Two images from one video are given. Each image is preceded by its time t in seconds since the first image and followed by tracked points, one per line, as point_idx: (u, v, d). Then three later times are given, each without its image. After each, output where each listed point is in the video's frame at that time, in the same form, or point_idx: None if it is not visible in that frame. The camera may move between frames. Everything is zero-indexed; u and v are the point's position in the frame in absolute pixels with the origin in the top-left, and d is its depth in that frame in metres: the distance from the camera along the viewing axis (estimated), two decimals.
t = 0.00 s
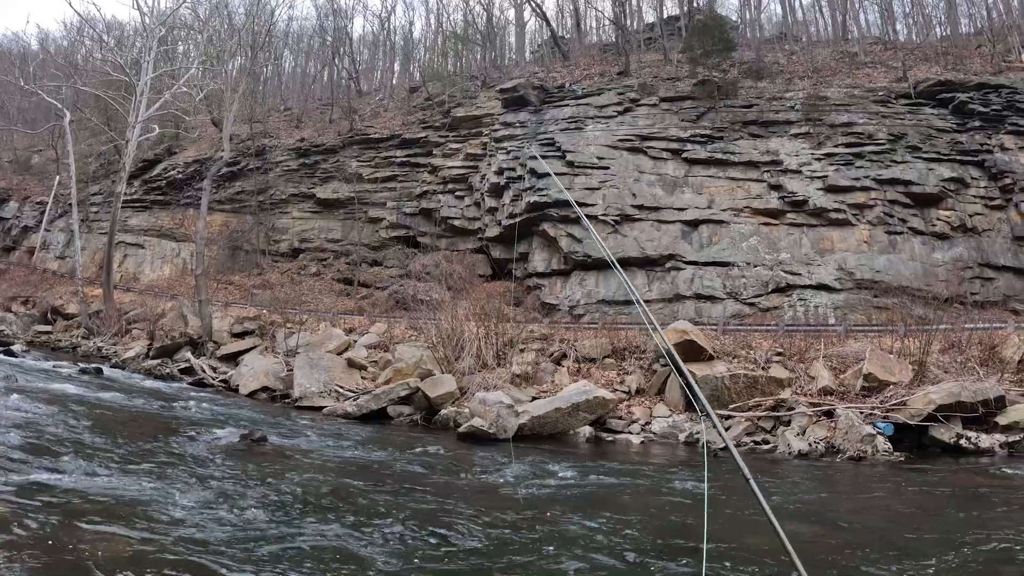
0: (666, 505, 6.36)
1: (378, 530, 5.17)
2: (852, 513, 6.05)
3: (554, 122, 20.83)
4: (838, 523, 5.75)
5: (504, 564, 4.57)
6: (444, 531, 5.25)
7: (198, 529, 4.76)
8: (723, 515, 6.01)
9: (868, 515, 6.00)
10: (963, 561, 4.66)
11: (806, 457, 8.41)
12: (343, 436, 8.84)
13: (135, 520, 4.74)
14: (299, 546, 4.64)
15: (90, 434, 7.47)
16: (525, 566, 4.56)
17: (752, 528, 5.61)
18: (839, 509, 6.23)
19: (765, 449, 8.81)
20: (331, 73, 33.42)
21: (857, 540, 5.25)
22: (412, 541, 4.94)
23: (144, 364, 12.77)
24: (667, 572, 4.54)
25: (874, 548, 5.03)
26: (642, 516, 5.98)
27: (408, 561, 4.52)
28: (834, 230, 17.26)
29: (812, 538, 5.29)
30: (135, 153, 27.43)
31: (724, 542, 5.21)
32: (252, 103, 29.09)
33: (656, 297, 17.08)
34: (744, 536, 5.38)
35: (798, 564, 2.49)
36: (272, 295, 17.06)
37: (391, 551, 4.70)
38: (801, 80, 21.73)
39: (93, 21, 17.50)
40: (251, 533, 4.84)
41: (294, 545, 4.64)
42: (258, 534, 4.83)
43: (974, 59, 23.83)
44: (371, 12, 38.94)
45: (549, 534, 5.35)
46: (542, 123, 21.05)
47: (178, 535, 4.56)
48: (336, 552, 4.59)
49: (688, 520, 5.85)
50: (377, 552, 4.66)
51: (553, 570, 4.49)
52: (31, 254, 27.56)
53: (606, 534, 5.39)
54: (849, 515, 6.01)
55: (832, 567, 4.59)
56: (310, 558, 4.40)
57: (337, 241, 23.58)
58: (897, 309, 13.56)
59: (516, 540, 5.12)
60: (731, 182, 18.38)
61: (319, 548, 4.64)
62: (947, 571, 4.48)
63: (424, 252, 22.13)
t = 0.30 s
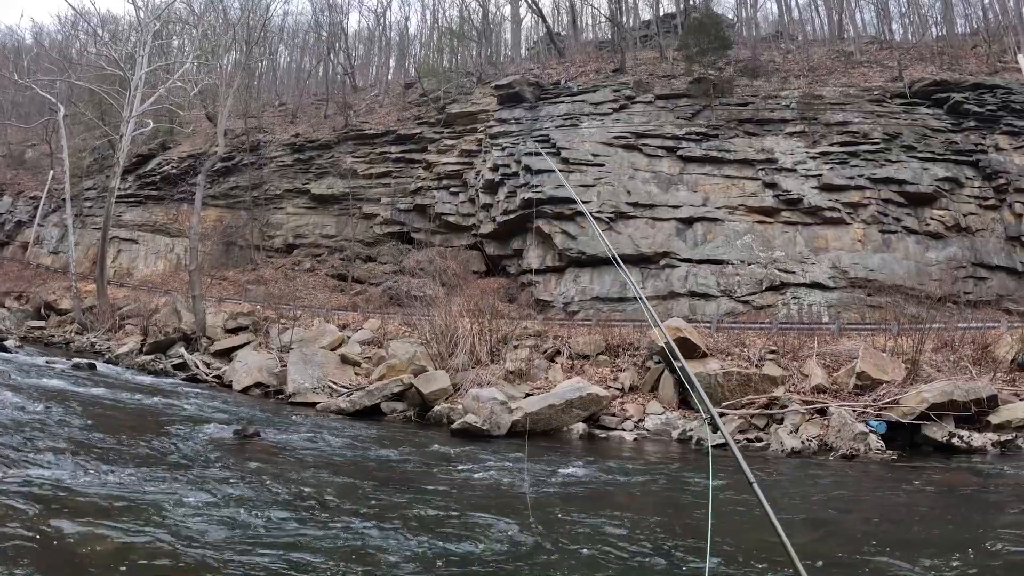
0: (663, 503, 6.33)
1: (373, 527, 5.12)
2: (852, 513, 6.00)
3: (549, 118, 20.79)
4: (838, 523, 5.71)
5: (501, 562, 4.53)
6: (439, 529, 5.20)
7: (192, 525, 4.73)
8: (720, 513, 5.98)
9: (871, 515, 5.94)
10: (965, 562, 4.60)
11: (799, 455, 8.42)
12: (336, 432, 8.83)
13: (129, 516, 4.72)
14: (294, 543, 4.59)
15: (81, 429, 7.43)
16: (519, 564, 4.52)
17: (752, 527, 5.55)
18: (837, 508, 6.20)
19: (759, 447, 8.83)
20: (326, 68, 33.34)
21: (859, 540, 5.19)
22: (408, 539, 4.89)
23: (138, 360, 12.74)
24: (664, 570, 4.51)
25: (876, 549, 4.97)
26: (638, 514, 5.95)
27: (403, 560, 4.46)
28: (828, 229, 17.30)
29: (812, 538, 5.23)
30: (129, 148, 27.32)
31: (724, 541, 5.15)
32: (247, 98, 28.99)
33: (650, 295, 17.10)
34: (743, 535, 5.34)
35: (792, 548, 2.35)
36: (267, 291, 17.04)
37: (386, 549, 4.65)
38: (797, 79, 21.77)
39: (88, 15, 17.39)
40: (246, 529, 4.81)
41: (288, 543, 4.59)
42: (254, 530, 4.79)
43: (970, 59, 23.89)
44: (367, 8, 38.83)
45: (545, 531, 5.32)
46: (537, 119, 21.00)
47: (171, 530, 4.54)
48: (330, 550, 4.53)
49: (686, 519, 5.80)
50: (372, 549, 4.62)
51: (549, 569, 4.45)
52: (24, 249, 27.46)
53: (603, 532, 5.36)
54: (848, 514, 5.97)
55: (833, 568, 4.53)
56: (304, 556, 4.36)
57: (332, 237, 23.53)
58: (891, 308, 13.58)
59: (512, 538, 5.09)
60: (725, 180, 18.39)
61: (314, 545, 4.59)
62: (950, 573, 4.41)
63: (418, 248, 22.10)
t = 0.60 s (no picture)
0: (654, 499, 6.30)
1: (362, 523, 5.06)
2: (847, 512, 5.98)
3: (540, 114, 20.75)
4: (832, 522, 5.66)
5: (494, 560, 4.47)
6: (430, 525, 5.14)
7: (179, 520, 4.66)
8: (711, 511, 5.95)
9: (865, 514, 5.90)
10: (964, 562, 4.56)
11: (786, 452, 8.46)
12: (324, 426, 8.79)
13: (114, 511, 4.64)
14: (283, 540, 4.52)
15: (65, 422, 7.37)
16: (509, 560, 4.49)
17: (746, 526, 5.51)
18: (829, 507, 6.17)
19: (746, 444, 8.86)
20: (317, 61, 33.19)
21: (855, 540, 5.14)
22: (399, 537, 4.81)
23: (126, 353, 12.66)
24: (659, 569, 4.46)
25: (873, 549, 4.91)
26: (626, 510, 5.93)
27: (395, 558, 4.38)
28: (818, 227, 17.36)
29: (806, 537, 5.18)
30: (119, 140, 27.12)
31: (719, 540, 5.09)
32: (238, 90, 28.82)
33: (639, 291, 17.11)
34: (738, 534, 5.28)
35: (782, 551, 2.22)
36: (256, 284, 16.96)
37: (377, 546, 4.57)
38: (788, 78, 21.83)
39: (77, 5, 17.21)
40: (235, 525, 4.73)
41: (277, 540, 4.52)
42: (243, 527, 4.72)
43: (961, 61, 24.01)
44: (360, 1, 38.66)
45: (536, 528, 5.27)
46: (528, 115, 20.95)
47: (158, 525, 4.46)
48: (321, 547, 4.45)
49: (680, 517, 5.75)
50: (363, 546, 4.54)
51: (542, 567, 4.39)
52: (12, 241, 27.23)
53: (594, 529, 5.31)
54: (842, 512, 5.94)
55: (830, 568, 4.47)
56: (294, 553, 4.28)
57: (322, 231, 23.45)
58: (879, 307, 13.63)
59: (504, 535, 5.03)
60: (716, 177, 18.43)
61: (304, 542, 4.52)
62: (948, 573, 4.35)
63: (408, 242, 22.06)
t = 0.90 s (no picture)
0: (647, 498, 6.26)
1: (352, 520, 4.98)
2: (845, 511, 5.96)
3: (530, 110, 20.75)
4: (831, 521, 5.64)
5: (487, 559, 4.39)
6: (419, 523, 5.08)
7: (165, 516, 4.57)
8: (704, 509, 5.90)
9: (859, 513, 5.87)
10: (970, 561, 4.55)
11: (771, 450, 8.50)
12: (310, 421, 8.75)
13: (98, 506, 4.54)
14: (272, 537, 4.44)
15: (46, 414, 7.31)
16: (491, 555, 4.47)
17: (737, 525, 5.47)
18: (821, 506, 6.14)
19: (733, 441, 8.92)
20: (308, 54, 33.06)
21: (854, 539, 5.09)
22: (391, 534, 4.73)
23: (112, 346, 12.58)
24: (654, 566, 4.41)
25: (873, 549, 4.86)
26: (609, 506, 5.92)
27: (389, 556, 4.30)
28: (806, 227, 17.44)
29: (806, 537, 5.13)
30: (107, 131, 26.92)
31: (717, 538, 5.04)
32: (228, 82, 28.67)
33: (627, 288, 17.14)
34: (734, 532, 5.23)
35: (788, 564, 2.17)
36: (243, 277, 16.87)
37: (368, 543, 4.50)
38: (778, 78, 21.93)
39: None
40: (221, 521, 4.65)
41: (267, 536, 4.45)
42: (229, 523, 4.63)
43: (951, 63, 24.19)
44: None
45: (529, 526, 5.21)
46: (517, 110, 20.93)
47: (143, 522, 4.38)
48: (313, 545, 4.37)
49: (676, 517, 5.68)
50: (353, 543, 4.47)
51: (534, 564, 4.34)
52: None
53: (587, 527, 5.25)
54: (839, 512, 5.91)
55: (837, 568, 4.41)
56: (284, 551, 4.19)
57: (311, 224, 23.35)
58: (865, 306, 13.68)
59: (496, 532, 4.99)
60: (705, 176, 18.47)
61: (294, 539, 4.43)
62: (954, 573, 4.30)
63: (396, 237, 22.00)
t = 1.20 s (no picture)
0: (643, 496, 6.23)
1: (342, 518, 4.91)
2: (845, 510, 5.97)
3: (518, 106, 20.75)
4: (834, 520, 5.64)
5: (482, 558, 4.33)
6: (410, 521, 5.01)
7: (149, 512, 4.50)
8: (694, 508, 5.89)
9: (865, 514, 5.83)
10: (978, 559, 4.56)
11: (756, 448, 8.55)
12: (295, 416, 8.70)
13: (82, 502, 4.46)
14: (262, 535, 4.36)
15: (25, 408, 7.23)
16: (476, 551, 4.46)
17: (722, 521, 5.48)
18: (821, 504, 6.15)
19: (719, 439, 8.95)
20: (295, 47, 32.88)
21: (861, 540, 5.04)
22: (386, 534, 4.65)
23: (96, 341, 12.46)
24: (648, 565, 4.37)
25: (882, 549, 4.83)
26: (593, 503, 5.93)
27: (383, 556, 4.21)
28: (793, 226, 17.52)
29: (811, 536, 5.13)
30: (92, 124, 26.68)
31: (723, 539, 4.96)
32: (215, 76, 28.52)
33: (614, 285, 17.15)
34: (736, 532, 5.19)
35: (803, 561, 2.00)
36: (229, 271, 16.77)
37: (362, 543, 4.41)
38: (766, 77, 22.05)
39: None
40: (208, 518, 4.58)
41: (256, 534, 4.37)
42: (217, 520, 4.56)
43: (939, 66, 24.38)
44: None
45: (522, 524, 5.16)
46: (505, 106, 20.92)
47: (128, 518, 4.30)
48: (305, 544, 4.28)
49: (675, 516, 5.63)
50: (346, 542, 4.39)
51: (527, 562, 4.29)
52: None
53: (583, 526, 5.20)
54: (841, 511, 5.92)
55: (848, 568, 4.39)
56: (274, 550, 4.10)
57: (298, 219, 23.24)
58: (850, 305, 13.73)
59: (491, 532, 4.92)
60: (692, 174, 18.48)
61: (285, 538, 4.35)
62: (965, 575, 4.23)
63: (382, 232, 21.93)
